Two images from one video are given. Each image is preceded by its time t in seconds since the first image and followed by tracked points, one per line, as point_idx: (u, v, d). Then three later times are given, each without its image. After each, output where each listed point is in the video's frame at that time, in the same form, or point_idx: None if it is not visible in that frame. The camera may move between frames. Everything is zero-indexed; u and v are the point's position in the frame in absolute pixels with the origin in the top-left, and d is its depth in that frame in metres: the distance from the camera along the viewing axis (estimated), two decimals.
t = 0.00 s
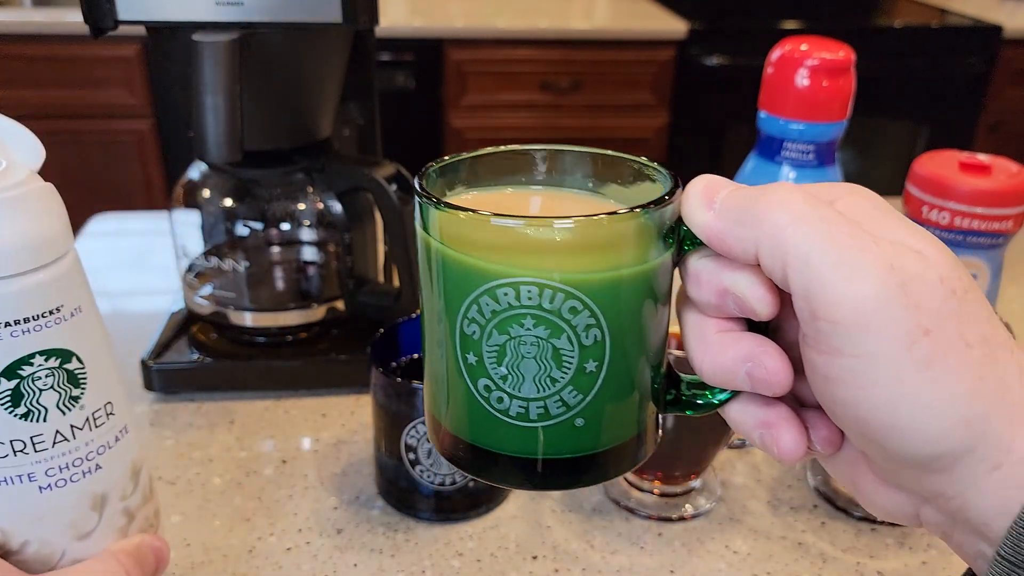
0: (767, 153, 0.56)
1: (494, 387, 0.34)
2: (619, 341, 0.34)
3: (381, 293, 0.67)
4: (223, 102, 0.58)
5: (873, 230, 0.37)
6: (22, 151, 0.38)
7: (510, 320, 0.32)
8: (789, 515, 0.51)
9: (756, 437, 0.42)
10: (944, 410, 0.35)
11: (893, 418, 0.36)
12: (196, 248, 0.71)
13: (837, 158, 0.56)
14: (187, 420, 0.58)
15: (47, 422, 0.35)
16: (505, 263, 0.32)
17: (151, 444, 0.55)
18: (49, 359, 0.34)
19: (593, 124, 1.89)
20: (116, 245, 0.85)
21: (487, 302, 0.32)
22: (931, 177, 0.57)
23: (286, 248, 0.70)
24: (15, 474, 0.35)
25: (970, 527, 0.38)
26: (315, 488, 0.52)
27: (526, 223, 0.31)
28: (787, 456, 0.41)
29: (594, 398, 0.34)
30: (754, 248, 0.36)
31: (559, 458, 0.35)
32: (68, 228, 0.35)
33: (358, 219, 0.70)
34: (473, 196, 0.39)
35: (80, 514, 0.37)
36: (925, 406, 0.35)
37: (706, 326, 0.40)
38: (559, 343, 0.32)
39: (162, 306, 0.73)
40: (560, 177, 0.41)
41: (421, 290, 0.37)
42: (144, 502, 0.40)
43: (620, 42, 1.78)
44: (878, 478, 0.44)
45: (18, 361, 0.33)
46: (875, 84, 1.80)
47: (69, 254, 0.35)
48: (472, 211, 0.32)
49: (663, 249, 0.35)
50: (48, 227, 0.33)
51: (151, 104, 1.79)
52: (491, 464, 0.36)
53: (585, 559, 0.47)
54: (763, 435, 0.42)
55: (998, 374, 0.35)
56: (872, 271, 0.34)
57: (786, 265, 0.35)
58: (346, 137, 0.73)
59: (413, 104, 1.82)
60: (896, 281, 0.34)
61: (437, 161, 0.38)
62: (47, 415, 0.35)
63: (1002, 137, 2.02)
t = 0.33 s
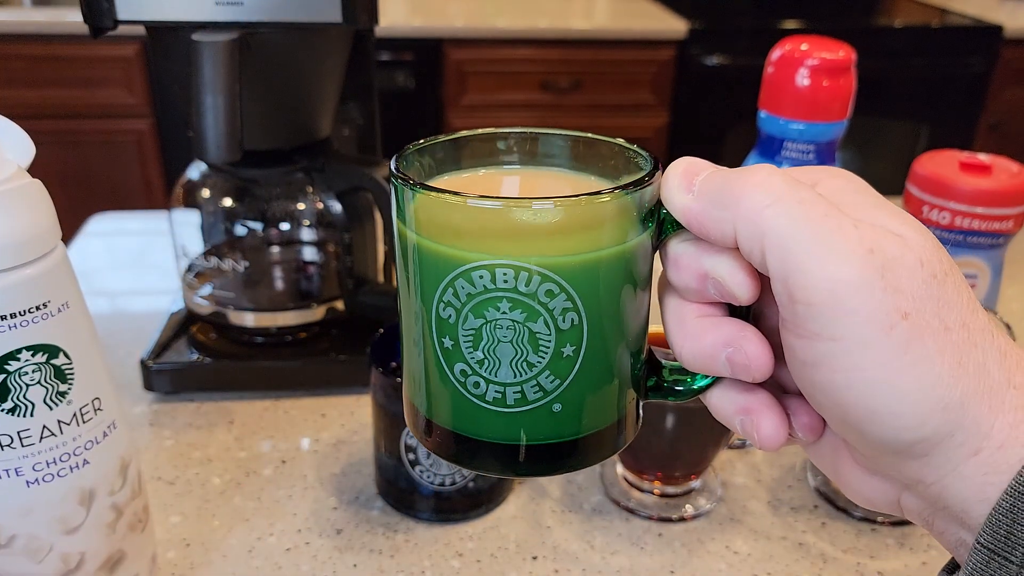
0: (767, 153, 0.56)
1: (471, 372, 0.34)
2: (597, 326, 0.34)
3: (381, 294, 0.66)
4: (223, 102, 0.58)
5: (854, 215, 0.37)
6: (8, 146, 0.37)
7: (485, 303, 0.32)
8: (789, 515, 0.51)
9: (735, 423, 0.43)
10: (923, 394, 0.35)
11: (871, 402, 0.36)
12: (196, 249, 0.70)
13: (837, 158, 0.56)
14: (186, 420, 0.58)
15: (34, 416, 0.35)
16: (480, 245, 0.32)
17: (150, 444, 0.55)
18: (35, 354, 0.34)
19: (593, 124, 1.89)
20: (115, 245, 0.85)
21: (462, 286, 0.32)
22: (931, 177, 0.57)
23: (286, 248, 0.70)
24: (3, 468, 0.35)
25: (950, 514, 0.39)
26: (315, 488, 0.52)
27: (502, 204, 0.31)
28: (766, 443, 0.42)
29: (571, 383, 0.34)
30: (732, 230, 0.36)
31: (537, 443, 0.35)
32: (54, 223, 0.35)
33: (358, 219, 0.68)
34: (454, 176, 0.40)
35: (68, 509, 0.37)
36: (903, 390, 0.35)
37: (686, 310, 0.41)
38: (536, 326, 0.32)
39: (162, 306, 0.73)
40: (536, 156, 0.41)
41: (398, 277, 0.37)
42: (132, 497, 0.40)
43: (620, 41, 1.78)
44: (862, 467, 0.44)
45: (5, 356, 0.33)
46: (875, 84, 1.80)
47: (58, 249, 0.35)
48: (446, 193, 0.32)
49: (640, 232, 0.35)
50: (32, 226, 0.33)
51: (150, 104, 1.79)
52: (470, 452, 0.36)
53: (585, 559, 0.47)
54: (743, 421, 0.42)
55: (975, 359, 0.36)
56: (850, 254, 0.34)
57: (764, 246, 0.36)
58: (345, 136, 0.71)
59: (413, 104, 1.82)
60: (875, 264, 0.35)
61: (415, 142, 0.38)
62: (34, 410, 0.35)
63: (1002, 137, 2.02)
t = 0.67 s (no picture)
0: (767, 153, 0.56)
1: (453, 382, 0.34)
2: (580, 335, 0.34)
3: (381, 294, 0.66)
4: (222, 102, 0.58)
5: (840, 225, 0.37)
6: (8, 145, 0.37)
7: (466, 313, 0.32)
8: (789, 515, 0.50)
9: (720, 433, 0.43)
10: (905, 406, 0.36)
11: (855, 413, 0.37)
12: (196, 249, 0.70)
13: (838, 158, 0.56)
14: (186, 419, 0.58)
15: (33, 416, 0.35)
16: (462, 255, 0.32)
17: (150, 444, 0.55)
18: (35, 354, 0.34)
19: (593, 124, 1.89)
20: (114, 245, 0.84)
21: (444, 294, 0.32)
22: (931, 177, 0.57)
23: (286, 248, 0.70)
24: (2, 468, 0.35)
25: (932, 528, 0.40)
26: (315, 488, 0.51)
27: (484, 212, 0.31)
28: (750, 452, 0.43)
29: (554, 393, 0.34)
30: (716, 240, 0.37)
31: (520, 453, 0.35)
32: (54, 223, 0.35)
33: (357, 219, 0.67)
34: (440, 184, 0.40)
35: (67, 509, 0.36)
36: (885, 402, 0.36)
37: (671, 319, 0.42)
38: (518, 337, 0.32)
39: (161, 306, 0.72)
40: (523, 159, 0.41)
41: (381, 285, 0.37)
42: (132, 497, 0.40)
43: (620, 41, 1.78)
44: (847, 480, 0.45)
45: (5, 356, 0.33)
46: (874, 83, 1.80)
47: (57, 249, 0.35)
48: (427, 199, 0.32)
49: (624, 239, 0.35)
50: (31, 226, 0.33)
51: (150, 104, 1.79)
52: (454, 462, 0.36)
53: (585, 560, 0.47)
54: (728, 431, 0.43)
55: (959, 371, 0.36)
56: (834, 267, 0.35)
57: (747, 256, 0.36)
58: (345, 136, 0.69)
59: (413, 103, 1.82)
60: (857, 276, 0.35)
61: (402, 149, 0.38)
62: (33, 410, 0.35)
63: (1002, 137, 2.02)
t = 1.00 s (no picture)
0: (767, 152, 0.56)
1: (435, 399, 0.35)
2: (560, 349, 0.35)
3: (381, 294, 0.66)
4: (222, 101, 0.58)
5: (822, 238, 0.37)
6: (8, 145, 0.37)
7: (450, 330, 0.34)
8: (789, 515, 0.50)
9: (705, 446, 0.44)
10: (889, 420, 0.36)
11: (839, 428, 0.37)
12: (195, 249, 0.70)
13: (837, 158, 0.56)
14: (186, 419, 0.58)
15: (33, 417, 0.35)
16: (443, 272, 0.33)
17: (150, 444, 0.55)
18: (35, 354, 0.34)
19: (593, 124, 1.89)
20: (114, 245, 0.85)
21: (427, 312, 0.34)
22: (931, 177, 0.57)
23: (286, 248, 0.70)
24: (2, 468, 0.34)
25: (917, 539, 0.40)
26: (315, 488, 0.52)
27: (467, 231, 0.32)
28: (735, 466, 0.43)
29: (536, 408, 0.36)
30: (699, 254, 0.38)
31: (502, 467, 0.37)
32: (54, 223, 0.34)
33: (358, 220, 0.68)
34: (424, 198, 0.42)
35: (67, 509, 0.36)
36: (869, 416, 0.36)
37: (655, 332, 0.42)
38: (501, 353, 0.34)
39: (162, 306, 0.72)
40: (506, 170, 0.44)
41: (364, 302, 0.38)
42: (132, 497, 0.40)
43: (620, 41, 1.77)
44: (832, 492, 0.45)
45: (5, 356, 0.33)
46: (874, 83, 1.80)
47: (58, 249, 0.35)
48: (411, 218, 0.33)
49: (606, 253, 0.36)
50: (31, 226, 0.33)
51: (150, 103, 1.79)
52: (438, 477, 0.38)
53: (585, 560, 0.47)
54: (712, 444, 0.43)
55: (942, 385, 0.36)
56: (817, 280, 0.35)
57: (731, 270, 0.37)
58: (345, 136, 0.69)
59: (413, 103, 1.82)
60: (841, 291, 0.35)
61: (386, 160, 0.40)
62: (33, 410, 0.35)
63: (1001, 137, 2.02)
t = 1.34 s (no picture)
0: (767, 153, 0.56)
1: (425, 400, 0.35)
2: (551, 349, 0.35)
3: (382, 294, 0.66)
4: (222, 102, 0.57)
5: (812, 235, 0.38)
6: (9, 145, 0.37)
7: (439, 329, 0.34)
8: (790, 515, 0.50)
9: (697, 445, 0.44)
10: (880, 417, 0.36)
11: (830, 425, 0.37)
12: (195, 249, 0.70)
13: (837, 157, 0.56)
14: (186, 419, 0.58)
15: (32, 417, 0.35)
16: (432, 272, 0.33)
17: (150, 444, 0.55)
18: (35, 354, 0.34)
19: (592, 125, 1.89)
20: (114, 245, 0.84)
21: (416, 312, 0.34)
22: (931, 177, 0.56)
23: (286, 247, 0.70)
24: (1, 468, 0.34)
25: (907, 536, 0.40)
26: (315, 488, 0.51)
27: (456, 229, 0.32)
28: (727, 464, 0.43)
29: (526, 409, 0.36)
30: (689, 251, 0.38)
31: (494, 468, 0.37)
32: (54, 223, 0.34)
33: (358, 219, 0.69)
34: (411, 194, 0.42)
35: (67, 509, 0.36)
36: (859, 413, 0.36)
37: (647, 331, 0.43)
38: (491, 352, 0.34)
39: (161, 306, 0.72)
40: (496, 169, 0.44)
41: (351, 303, 0.38)
42: (132, 497, 0.40)
43: (620, 41, 1.78)
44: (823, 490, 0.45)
45: (5, 356, 0.33)
46: (874, 83, 1.80)
47: (57, 249, 0.35)
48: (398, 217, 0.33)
49: (596, 251, 0.36)
50: (30, 226, 0.33)
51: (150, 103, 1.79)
52: (429, 478, 0.38)
53: (585, 560, 0.47)
54: (704, 443, 0.43)
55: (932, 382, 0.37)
56: (807, 276, 0.35)
57: (721, 268, 0.37)
58: (345, 135, 0.68)
59: (413, 104, 1.82)
60: (832, 287, 0.35)
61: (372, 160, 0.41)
62: (33, 410, 0.34)
63: (1001, 137, 2.02)
